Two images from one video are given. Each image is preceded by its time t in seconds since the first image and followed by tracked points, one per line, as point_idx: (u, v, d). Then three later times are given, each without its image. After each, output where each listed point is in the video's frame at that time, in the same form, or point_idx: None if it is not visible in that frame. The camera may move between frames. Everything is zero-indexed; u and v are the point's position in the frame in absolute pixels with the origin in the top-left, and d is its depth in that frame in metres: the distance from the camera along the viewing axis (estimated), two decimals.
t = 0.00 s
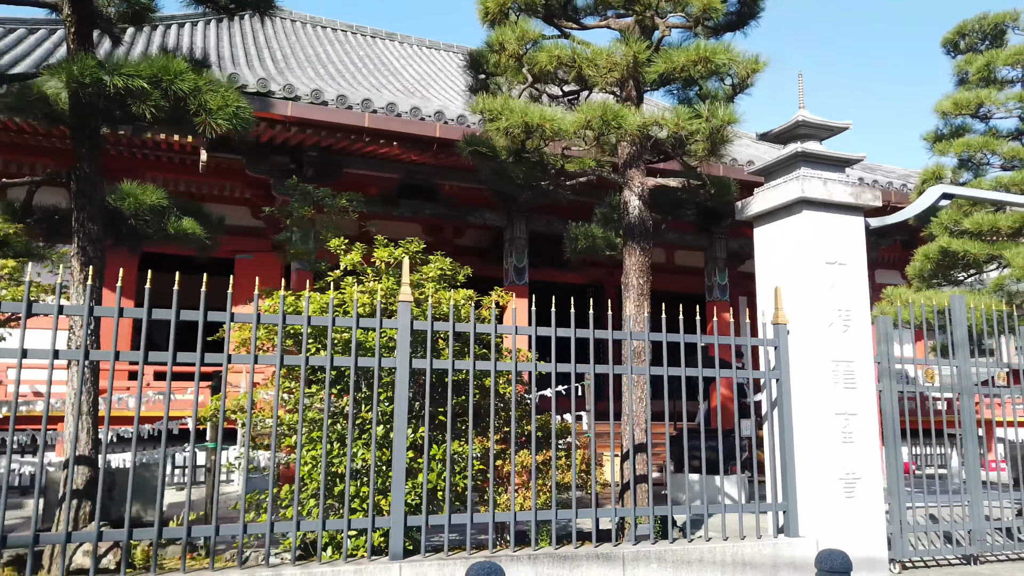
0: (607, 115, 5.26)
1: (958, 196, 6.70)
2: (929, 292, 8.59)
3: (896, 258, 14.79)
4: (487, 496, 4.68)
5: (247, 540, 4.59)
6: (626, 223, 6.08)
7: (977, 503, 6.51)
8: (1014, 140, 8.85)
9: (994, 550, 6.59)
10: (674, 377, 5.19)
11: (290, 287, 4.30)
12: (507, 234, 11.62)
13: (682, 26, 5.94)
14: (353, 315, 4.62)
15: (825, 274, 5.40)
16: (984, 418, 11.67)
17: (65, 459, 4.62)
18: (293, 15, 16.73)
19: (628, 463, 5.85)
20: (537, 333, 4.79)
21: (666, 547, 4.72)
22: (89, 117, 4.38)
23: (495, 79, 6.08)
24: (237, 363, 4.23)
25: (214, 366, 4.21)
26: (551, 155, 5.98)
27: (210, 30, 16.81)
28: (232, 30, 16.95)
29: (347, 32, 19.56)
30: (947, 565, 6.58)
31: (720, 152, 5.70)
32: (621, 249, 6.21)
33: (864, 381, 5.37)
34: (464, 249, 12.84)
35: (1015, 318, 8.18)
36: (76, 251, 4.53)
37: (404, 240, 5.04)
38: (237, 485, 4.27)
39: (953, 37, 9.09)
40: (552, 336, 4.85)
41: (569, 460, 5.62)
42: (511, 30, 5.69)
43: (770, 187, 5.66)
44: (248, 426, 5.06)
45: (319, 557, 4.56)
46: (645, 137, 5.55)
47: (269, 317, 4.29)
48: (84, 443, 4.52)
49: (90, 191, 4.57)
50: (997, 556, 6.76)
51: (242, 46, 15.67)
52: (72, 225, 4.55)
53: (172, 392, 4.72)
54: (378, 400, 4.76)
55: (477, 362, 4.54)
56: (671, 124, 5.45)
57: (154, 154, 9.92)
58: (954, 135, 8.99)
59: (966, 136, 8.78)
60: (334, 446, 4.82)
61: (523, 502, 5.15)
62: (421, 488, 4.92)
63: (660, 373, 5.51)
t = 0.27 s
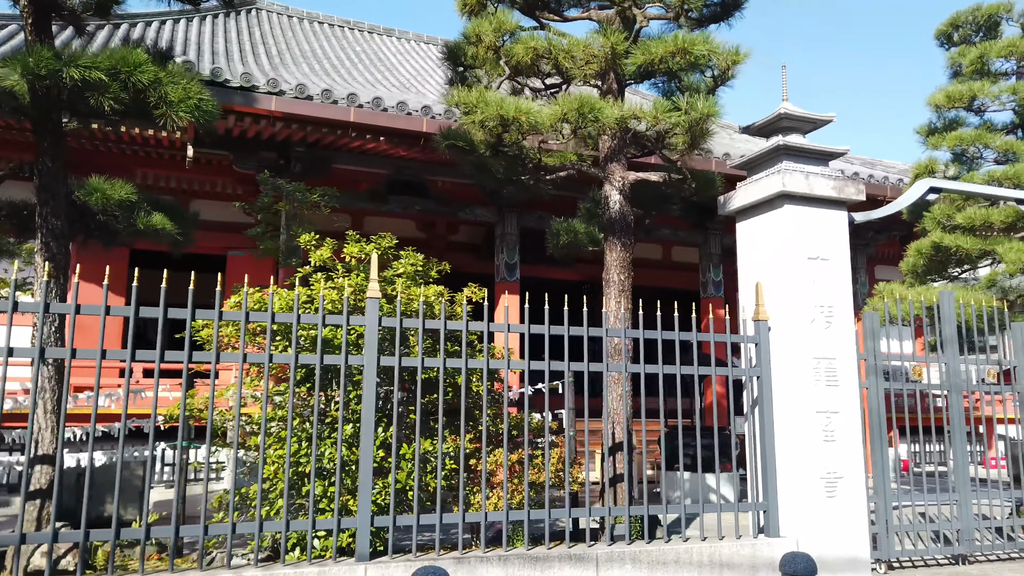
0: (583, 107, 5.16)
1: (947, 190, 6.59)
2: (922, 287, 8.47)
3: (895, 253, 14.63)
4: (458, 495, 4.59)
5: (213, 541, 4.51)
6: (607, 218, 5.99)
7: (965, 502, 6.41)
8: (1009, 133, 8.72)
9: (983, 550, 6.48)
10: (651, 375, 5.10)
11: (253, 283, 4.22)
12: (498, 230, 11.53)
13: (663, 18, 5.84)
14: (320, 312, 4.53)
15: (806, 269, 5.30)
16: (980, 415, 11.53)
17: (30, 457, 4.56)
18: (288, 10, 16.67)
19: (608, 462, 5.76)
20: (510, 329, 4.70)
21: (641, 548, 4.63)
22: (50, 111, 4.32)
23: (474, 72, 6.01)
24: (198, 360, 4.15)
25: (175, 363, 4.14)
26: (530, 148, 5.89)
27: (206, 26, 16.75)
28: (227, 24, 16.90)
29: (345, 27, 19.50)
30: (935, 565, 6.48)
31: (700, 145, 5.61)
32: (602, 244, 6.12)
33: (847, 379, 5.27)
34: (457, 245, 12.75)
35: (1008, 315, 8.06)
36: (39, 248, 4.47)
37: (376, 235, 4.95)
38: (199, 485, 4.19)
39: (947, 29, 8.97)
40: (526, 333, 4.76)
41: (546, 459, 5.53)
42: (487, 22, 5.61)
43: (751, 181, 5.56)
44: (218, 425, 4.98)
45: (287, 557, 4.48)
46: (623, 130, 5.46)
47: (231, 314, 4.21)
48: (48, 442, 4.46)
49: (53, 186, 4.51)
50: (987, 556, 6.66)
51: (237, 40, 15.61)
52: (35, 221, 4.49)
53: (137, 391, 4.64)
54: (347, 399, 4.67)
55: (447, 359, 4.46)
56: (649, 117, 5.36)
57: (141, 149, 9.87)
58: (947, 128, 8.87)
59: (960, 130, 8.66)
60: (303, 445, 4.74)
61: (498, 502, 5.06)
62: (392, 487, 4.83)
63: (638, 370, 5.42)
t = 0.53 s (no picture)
0: (565, 92, 5.05)
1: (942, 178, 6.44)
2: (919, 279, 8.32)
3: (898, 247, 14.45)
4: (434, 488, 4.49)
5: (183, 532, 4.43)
6: (592, 207, 5.88)
7: (960, 497, 6.22)
8: (1010, 122, 8.55)
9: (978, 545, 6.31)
10: (634, 366, 4.98)
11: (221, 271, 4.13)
12: (492, 223, 11.42)
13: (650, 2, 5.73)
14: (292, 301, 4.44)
15: (793, 258, 5.18)
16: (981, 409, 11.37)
17: None
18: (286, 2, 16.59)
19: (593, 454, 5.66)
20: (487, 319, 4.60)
21: (621, 542, 4.53)
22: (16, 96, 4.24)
23: (457, 59, 5.90)
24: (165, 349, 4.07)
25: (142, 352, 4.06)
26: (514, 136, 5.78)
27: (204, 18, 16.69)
28: (225, 17, 16.84)
29: (344, 21, 19.42)
30: (929, 560, 6.32)
31: (687, 132, 5.49)
32: (588, 233, 6.00)
33: (835, 370, 5.15)
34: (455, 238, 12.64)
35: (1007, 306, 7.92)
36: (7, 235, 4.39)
37: (352, 223, 4.85)
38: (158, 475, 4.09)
39: (946, 16, 8.80)
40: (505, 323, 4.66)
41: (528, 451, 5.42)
42: (469, 7, 5.51)
43: (738, 168, 5.43)
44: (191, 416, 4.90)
45: (259, 551, 4.39)
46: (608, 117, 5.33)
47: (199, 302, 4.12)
48: (16, 432, 4.38)
49: (21, 172, 4.43)
50: (983, 552, 6.48)
51: (234, 32, 15.54)
52: (2, 208, 4.41)
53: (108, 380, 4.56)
54: (321, 390, 4.58)
55: (422, 350, 4.36)
56: (633, 103, 5.24)
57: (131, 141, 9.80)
58: (946, 118, 8.71)
59: (959, 119, 8.50)
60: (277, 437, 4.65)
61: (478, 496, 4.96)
62: (367, 479, 4.73)
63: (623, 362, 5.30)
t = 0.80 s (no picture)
0: (544, 78, 4.90)
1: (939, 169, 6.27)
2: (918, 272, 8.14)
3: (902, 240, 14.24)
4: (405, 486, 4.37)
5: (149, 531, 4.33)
6: (576, 198, 5.74)
7: (954, 495, 6.04)
8: (1012, 112, 8.35)
9: (973, 544, 6.13)
10: (615, 361, 4.86)
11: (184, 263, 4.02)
12: (487, 217, 11.29)
13: None
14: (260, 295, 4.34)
15: (780, 251, 5.04)
16: (985, 405, 11.17)
17: None
18: None
19: (576, 451, 5.54)
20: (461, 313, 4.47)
21: (599, 541, 4.41)
22: None
23: (438, 46, 5.77)
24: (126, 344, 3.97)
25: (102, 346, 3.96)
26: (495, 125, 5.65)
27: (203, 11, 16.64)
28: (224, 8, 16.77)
29: (345, 14, 19.33)
30: (923, 560, 6.16)
31: (672, 120, 5.34)
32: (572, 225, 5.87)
33: (823, 365, 5.01)
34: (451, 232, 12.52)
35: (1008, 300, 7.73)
36: None
37: (325, 215, 4.74)
38: (130, 460, 4.04)
39: (947, 3, 8.61)
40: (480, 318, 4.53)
41: (508, 448, 5.30)
42: None
43: (724, 157, 5.28)
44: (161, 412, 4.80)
45: (226, 550, 4.29)
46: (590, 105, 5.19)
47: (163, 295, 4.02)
48: None
49: None
50: (979, 551, 6.31)
51: (232, 25, 15.46)
52: None
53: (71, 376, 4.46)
54: (292, 385, 4.47)
55: (392, 345, 4.23)
56: (615, 91, 5.10)
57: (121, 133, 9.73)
58: (947, 107, 8.52)
59: (960, 108, 8.30)
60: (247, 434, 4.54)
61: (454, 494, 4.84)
62: (340, 477, 4.63)
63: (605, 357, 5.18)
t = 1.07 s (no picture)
0: (517, 65, 4.80)
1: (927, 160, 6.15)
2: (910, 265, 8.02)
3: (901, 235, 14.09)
4: (371, 482, 4.28)
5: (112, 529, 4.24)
6: (555, 190, 5.65)
7: (940, 492, 5.90)
8: (1007, 103, 8.22)
9: (962, 542, 5.98)
10: (589, 355, 4.77)
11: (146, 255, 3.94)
12: (478, 211, 11.19)
13: None
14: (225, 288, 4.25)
15: (759, 243, 4.95)
16: (982, 400, 11.02)
17: None
18: None
19: (555, 447, 5.45)
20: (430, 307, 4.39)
21: (570, 539, 4.32)
22: None
23: (415, 37, 5.70)
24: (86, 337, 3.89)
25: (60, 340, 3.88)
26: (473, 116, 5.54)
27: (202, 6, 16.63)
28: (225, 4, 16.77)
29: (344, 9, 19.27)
30: (910, 557, 6.04)
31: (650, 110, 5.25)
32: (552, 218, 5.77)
33: (803, 359, 4.91)
34: (444, 227, 12.42)
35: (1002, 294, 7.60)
36: None
37: (294, 208, 4.66)
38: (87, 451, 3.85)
39: None
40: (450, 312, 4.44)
41: (484, 445, 5.20)
42: None
43: (704, 148, 5.17)
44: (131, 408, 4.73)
45: (191, 548, 4.20)
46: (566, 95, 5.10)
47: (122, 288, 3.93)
48: None
49: None
50: (968, 549, 6.17)
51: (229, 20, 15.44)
52: None
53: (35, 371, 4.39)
54: (258, 381, 4.39)
55: (357, 338, 4.15)
56: (591, 79, 5.00)
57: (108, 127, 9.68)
58: (940, 98, 8.39)
59: (953, 99, 8.17)
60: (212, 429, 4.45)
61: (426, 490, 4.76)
62: (309, 473, 4.55)
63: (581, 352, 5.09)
